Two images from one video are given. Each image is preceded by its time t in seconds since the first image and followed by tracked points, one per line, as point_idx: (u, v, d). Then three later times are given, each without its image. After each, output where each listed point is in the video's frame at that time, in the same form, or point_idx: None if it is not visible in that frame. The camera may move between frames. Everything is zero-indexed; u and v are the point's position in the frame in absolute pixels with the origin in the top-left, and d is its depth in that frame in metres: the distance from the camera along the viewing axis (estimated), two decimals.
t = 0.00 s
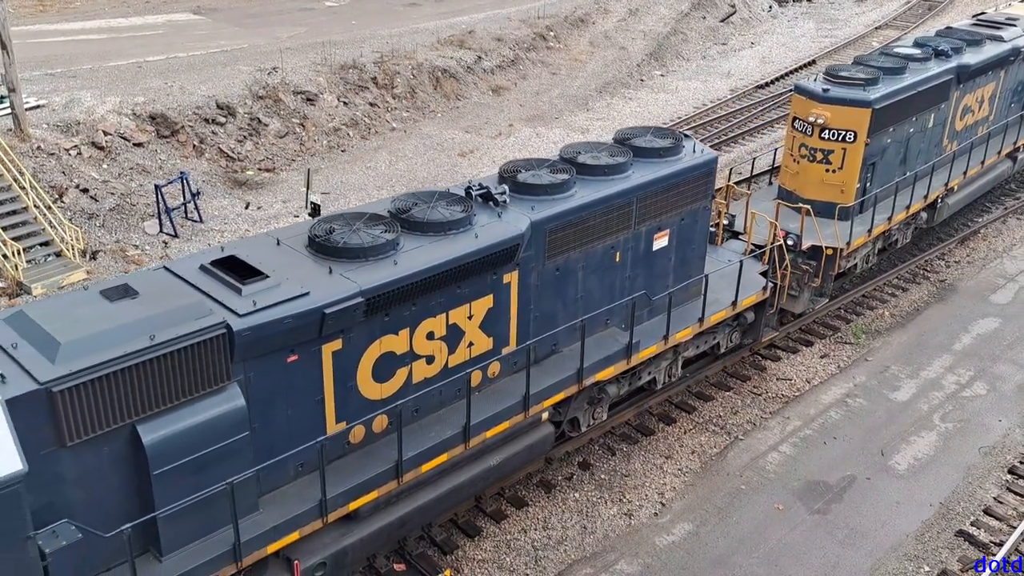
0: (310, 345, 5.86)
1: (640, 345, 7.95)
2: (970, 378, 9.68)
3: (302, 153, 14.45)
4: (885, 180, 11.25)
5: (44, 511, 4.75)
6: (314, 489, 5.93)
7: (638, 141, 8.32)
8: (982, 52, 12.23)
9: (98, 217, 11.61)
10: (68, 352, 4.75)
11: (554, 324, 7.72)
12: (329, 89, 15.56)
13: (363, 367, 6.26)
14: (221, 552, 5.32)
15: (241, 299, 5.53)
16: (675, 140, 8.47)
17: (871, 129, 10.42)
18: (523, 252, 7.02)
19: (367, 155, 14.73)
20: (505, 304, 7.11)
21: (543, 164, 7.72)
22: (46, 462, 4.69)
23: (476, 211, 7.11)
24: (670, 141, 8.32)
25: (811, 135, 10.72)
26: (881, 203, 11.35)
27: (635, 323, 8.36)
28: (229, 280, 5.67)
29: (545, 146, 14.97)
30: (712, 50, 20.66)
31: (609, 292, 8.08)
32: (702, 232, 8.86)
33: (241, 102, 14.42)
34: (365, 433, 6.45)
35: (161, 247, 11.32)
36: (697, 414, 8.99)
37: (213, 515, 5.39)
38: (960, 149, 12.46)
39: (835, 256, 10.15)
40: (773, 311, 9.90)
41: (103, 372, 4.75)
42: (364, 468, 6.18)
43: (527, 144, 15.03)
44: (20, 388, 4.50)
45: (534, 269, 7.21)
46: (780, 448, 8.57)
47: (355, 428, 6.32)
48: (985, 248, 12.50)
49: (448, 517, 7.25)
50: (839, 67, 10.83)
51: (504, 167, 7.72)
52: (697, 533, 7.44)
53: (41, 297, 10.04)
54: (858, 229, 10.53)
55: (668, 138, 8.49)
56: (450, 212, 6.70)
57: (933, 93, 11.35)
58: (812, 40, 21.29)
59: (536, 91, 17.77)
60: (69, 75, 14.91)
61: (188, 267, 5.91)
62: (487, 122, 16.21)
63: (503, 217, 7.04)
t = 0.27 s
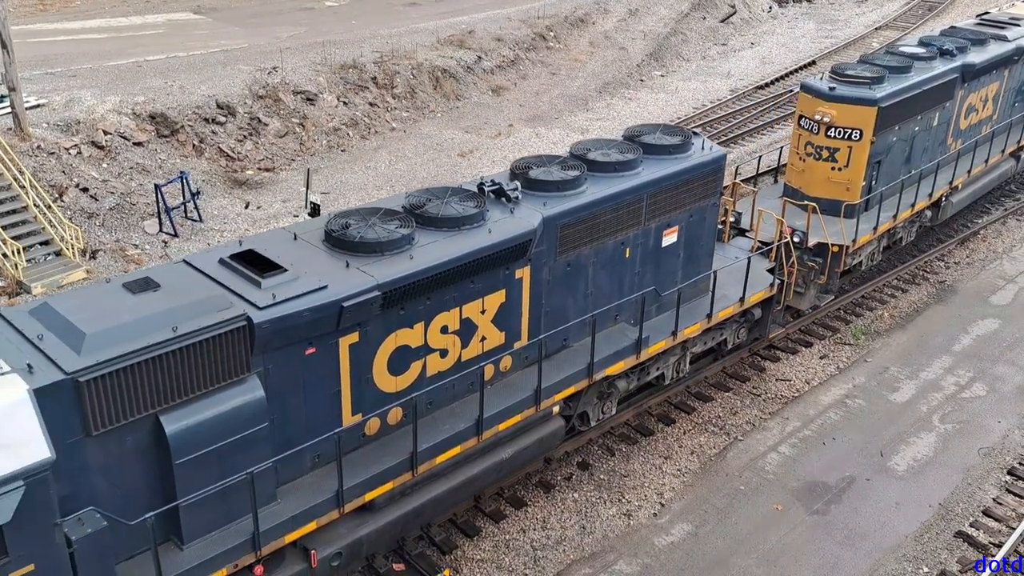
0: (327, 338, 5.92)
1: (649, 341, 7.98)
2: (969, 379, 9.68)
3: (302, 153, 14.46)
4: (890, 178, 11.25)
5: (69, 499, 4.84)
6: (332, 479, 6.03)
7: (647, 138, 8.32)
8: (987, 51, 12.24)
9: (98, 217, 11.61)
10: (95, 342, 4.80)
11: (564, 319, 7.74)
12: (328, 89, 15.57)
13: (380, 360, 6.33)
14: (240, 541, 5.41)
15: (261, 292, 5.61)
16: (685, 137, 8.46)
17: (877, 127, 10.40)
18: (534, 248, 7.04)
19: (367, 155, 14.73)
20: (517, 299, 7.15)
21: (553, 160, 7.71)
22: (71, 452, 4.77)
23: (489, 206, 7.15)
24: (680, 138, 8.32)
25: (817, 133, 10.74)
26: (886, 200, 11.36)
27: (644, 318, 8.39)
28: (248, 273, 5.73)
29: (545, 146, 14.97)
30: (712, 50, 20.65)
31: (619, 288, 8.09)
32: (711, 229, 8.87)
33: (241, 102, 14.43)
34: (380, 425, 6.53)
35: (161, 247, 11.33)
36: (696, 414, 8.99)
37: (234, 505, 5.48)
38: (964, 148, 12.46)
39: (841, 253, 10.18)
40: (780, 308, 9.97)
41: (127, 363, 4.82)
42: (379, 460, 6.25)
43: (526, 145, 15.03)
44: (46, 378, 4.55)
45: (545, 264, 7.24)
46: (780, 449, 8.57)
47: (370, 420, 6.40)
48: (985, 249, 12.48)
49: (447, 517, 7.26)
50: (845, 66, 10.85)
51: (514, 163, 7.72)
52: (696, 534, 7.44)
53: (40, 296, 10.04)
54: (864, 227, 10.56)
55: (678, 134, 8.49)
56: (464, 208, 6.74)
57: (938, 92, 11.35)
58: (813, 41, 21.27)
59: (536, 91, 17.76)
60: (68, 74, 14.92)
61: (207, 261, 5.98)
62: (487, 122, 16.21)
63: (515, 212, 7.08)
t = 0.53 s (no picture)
0: (345, 331, 5.97)
1: (659, 336, 8.05)
2: (969, 379, 9.69)
3: (301, 153, 14.44)
4: (895, 175, 11.27)
5: (94, 489, 4.89)
6: (349, 471, 6.06)
7: (656, 134, 8.37)
8: (990, 49, 12.27)
9: (97, 217, 11.59)
10: (118, 335, 4.87)
11: (575, 314, 7.79)
12: (328, 89, 15.55)
13: (396, 352, 6.37)
14: (260, 532, 5.44)
15: (280, 286, 5.63)
16: (694, 133, 8.51)
17: (882, 125, 10.44)
18: (546, 243, 7.09)
19: (367, 155, 14.71)
20: (530, 293, 7.20)
21: (564, 157, 7.76)
22: (96, 443, 4.82)
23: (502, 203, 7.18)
24: (689, 134, 8.37)
25: (822, 130, 10.76)
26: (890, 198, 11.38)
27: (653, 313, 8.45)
28: (267, 267, 5.77)
29: (544, 146, 14.97)
30: (712, 50, 20.64)
31: (629, 283, 8.15)
32: (720, 225, 8.92)
33: (240, 102, 14.42)
34: (396, 418, 6.55)
35: (160, 247, 11.32)
36: (696, 414, 8.99)
37: (254, 496, 5.53)
38: (967, 146, 12.47)
39: (847, 250, 10.23)
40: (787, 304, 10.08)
41: (151, 355, 4.88)
42: (395, 451, 6.28)
43: (526, 144, 15.03)
44: (72, 369, 4.63)
45: (557, 260, 7.29)
46: (779, 448, 8.58)
47: (387, 412, 6.42)
48: (984, 249, 12.49)
49: (447, 517, 7.26)
50: (850, 63, 10.86)
51: (526, 159, 7.76)
52: (696, 533, 7.44)
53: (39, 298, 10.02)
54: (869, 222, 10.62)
55: (687, 131, 8.53)
56: (478, 204, 6.78)
57: (942, 89, 11.37)
58: (812, 41, 21.27)
59: (536, 91, 17.75)
60: (67, 75, 14.90)
61: (226, 256, 6.03)
62: (487, 122, 16.19)
63: (528, 208, 7.12)
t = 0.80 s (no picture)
0: (360, 326, 6.08)
1: (667, 330, 8.12)
2: (966, 378, 9.70)
3: (299, 154, 14.44)
4: (898, 172, 11.31)
5: (117, 481, 5.00)
6: (365, 463, 6.23)
7: (663, 132, 8.46)
8: (990, 47, 12.32)
9: (94, 219, 11.58)
10: (141, 329, 4.94)
11: (584, 309, 7.88)
12: (325, 90, 15.55)
13: (410, 347, 6.48)
14: (278, 523, 5.60)
15: (296, 281, 5.75)
16: (699, 131, 8.61)
17: (885, 122, 10.49)
18: (556, 239, 7.19)
19: (365, 156, 14.71)
20: (540, 289, 7.30)
21: (572, 155, 7.85)
22: (119, 435, 4.92)
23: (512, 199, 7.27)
24: (694, 132, 8.47)
25: (825, 128, 10.77)
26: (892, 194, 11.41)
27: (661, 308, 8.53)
28: (284, 263, 5.89)
29: (541, 146, 14.97)
30: (709, 50, 20.66)
31: (637, 279, 8.23)
32: (725, 221, 9.01)
33: (237, 103, 14.42)
34: (408, 411, 6.70)
35: (157, 249, 11.31)
36: (694, 414, 8.99)
37: (272, 487, 5.66)
38: (968, 143, 12.51)
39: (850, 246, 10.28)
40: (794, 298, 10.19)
41: (171, 349, 4.97)
42: (410, 445, 6.42)
43: (523, 145, 15.03)
44: (98, 362, 4.71)
45: (566, 255, 7.38)
46: (777, 447, 8.58)
47: (399, 407, 6.56)
48: (981, 248, 12.51)
49: (446, 517, 7.25)
50: (851, 62, 10.89)
51: (534, 158, 7.86)
52: (694, 534, 7.44)
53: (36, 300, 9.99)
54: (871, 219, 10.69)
55: (692, 129, 8.63)
56: (489, 200, 6.88)
57: (942, 87, 11.40)
58: (809, 40, 21.29)
59: (533, 91, 17.75)
60: (65, 76, 14.89)
61: (242, 252, 6.14)
62: (484, 123, 16.19)
63: (538, 204, 7.20)
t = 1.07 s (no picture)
0: (374, 320, 6.14)
1: (673, 327, 8.16)
2: (964, 379, 9.70)
3: (298, 154, 14.45)
4: (901, 171, 11.33)
5: (137, 471, 5.06)
6: (379, 455, 6.28)
7: (670, 130, 8.47)
8: (992, 48, 12.35)
9: (92, 218, 11.58)
10: (160, 322, 5.03)
11: (591, 305, 7.90)
12: (324, 89, 15.56)
13: (421, 344, 6.55)
14: (294, 513, 5.65)
15: (312, 276, 5.80)
16: (706, 129, 8.62)
17: (888, 121, 10.49)
18: (565, 236, 7.21)
19: (363, 156, 14.71)
20: (549, 285, 7.34)
21: (581, 152, 7.86)
22: (140, 425, 4.99)
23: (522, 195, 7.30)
24: (701, 130, 8.48)
25: (829, 126, 10.79)
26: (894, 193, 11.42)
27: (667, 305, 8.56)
28: (300, 257, 5.94)
29: (540, 147, 14.98)
30: (707, 51, 20.67)
31: (644, 276, 8.26)
32: (731, 219, 9.04)
33: (236, 103, 14.43)
34: (420, 405, 6.76)
35: (156, 248, 11.31)
36: (692, 415, 8.99)
37: (288, 478, 5.74)
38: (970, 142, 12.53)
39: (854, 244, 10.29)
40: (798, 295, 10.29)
41: (190, 342, 5.05)
42: (423, 437, 6.48)
43: (522, 145, 15.04)
44: (117, 353, 4.79)
45: (575, 252, 7.40)
46: (775, 449, 8.58)
47: (411, 400, 6.62)
48: (979, 249, 12.51)
49: (443, 518, 7.25)
50: (856, 62, 10.92)
51: (544, 154, 7.88)
52: (692, 535, 7.43)
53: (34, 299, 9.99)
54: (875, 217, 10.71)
55: (699, 127, 8.64)
56: (501, 197, 6.92)
57: (945, 87, 11.42)
58: (807, 42, 21.30)
59: (532, 92, 17.76)
60: (63, 76, 14.89)
61: (258, 247, 6.18)
62: (483, 123, 16.20)
63: (548, 201, 7.23)
